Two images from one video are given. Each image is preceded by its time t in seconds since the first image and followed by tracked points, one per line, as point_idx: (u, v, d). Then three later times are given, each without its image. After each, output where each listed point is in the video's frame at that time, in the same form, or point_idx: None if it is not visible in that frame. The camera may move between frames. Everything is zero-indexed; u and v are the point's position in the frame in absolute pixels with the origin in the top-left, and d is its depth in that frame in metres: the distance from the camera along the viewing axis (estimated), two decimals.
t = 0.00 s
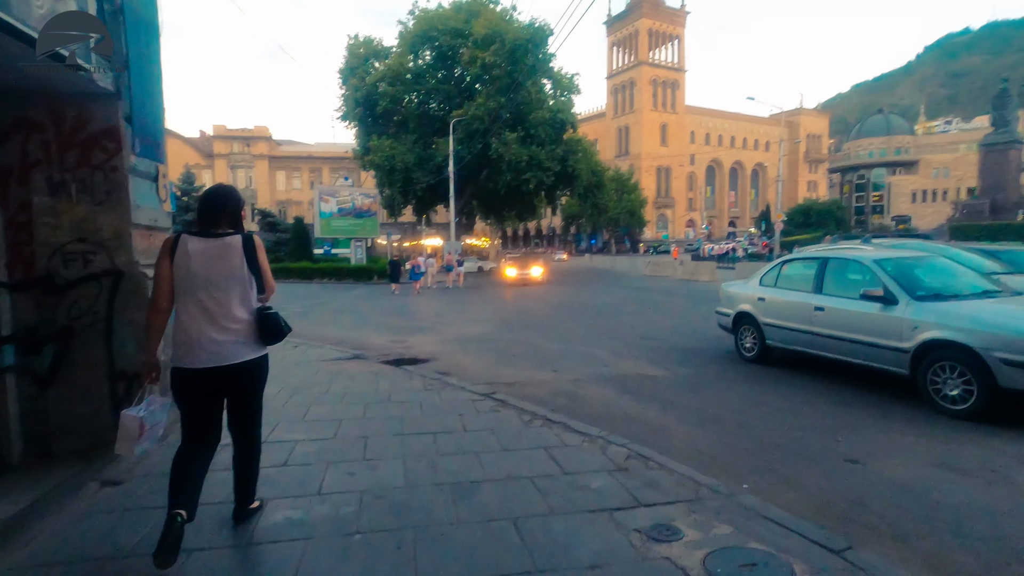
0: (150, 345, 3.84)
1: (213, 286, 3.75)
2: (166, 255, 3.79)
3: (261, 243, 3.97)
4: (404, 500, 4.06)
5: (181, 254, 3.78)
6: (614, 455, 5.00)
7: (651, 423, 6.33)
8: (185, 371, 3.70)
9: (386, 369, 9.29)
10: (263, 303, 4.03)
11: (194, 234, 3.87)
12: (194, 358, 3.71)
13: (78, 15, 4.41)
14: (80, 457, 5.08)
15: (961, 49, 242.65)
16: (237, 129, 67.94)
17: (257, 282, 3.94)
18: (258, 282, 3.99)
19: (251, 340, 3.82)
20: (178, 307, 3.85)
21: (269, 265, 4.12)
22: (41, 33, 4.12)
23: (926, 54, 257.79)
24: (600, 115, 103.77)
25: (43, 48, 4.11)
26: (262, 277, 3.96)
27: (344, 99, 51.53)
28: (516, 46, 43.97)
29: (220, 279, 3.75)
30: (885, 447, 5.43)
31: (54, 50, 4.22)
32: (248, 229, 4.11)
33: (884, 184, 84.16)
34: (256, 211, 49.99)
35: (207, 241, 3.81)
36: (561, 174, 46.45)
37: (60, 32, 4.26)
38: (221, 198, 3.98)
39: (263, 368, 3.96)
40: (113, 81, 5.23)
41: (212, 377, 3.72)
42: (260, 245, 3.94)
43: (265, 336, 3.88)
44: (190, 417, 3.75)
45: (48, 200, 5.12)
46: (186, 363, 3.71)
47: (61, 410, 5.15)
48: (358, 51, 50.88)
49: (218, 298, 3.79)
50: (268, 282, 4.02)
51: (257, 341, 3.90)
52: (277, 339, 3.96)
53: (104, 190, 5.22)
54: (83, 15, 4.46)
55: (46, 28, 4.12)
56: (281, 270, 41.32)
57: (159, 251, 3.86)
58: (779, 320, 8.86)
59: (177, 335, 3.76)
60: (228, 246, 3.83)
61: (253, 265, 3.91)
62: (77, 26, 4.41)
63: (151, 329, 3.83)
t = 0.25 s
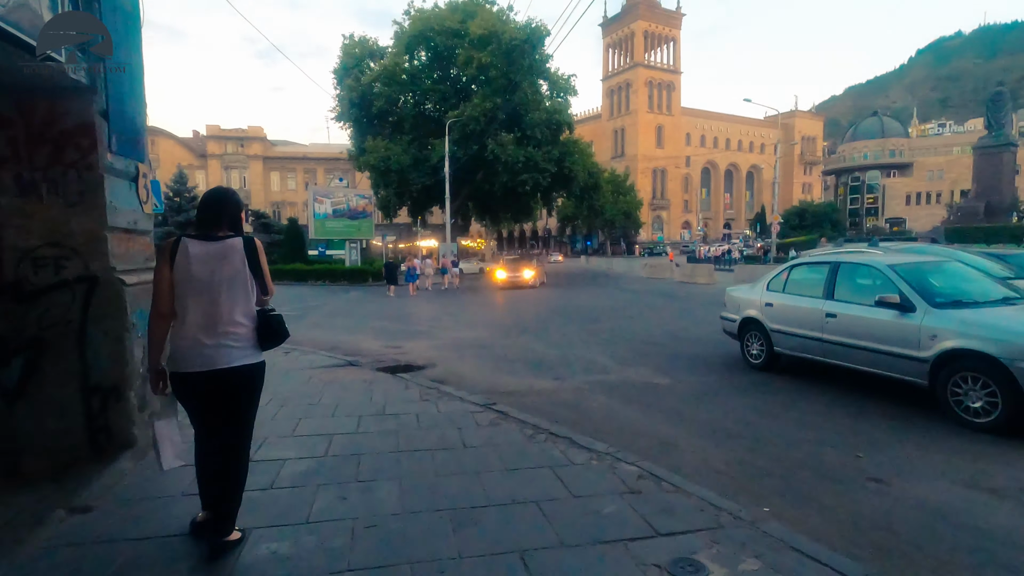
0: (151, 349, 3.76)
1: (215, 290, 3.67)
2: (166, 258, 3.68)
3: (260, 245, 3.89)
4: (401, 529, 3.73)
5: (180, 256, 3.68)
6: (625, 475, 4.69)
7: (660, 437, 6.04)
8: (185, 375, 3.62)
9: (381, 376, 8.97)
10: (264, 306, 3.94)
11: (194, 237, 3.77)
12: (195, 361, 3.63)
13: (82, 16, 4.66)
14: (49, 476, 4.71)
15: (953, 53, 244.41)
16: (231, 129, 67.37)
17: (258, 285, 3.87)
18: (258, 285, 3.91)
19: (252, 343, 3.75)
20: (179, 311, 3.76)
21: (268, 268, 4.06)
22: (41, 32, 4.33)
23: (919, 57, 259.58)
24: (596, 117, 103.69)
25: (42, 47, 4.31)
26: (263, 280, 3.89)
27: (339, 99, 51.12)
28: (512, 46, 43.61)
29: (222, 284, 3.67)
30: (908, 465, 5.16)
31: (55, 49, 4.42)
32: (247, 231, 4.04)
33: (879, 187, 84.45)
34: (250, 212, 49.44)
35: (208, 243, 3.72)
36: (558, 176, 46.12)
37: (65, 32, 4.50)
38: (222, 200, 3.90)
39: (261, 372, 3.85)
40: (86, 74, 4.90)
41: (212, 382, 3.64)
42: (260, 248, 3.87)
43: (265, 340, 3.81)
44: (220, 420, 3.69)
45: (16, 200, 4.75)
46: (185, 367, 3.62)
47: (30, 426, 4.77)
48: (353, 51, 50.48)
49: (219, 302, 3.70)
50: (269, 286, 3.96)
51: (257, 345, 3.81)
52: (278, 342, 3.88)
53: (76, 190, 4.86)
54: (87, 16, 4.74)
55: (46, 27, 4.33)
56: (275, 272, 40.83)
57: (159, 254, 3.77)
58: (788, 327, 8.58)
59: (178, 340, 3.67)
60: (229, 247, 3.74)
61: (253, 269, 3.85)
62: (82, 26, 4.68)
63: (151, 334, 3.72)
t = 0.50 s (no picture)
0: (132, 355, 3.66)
1: (193, 296, 3.57)
2: (144, 264, 3.59)
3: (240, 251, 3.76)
4: (386, 552, 3.40)
5: (159, 263, 3.60)
6: (630, 489, 4.35)
7: (665, 444, 5.71)
8: (164, 384, 3.57)
9: (372, 381, 8.61)
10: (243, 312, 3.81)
11: (172, 242, 3.67)
12: (172, 369, 3.54)
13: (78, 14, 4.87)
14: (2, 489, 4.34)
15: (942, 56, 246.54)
16: (222, 129, 66.71)
17: (235, 291, 3.74)
18: (237, 291, 3.78)
19: (230, 351, 3.65)
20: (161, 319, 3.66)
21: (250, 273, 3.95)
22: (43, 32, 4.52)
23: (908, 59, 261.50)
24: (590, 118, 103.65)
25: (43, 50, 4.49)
26: (241, 285, 3.76)
27: (331, 99, 50.65)
28: (506, 46, 43.29)
29: (199, 290, 3.58)
30: (929, 475, 4.86)
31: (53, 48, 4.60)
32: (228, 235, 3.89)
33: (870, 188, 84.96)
34: (241, 213, 48.75)
35: (185, 249, 3.61)
36: (552, 176, 45.80)
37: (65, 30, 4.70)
38: (201, 204, 3.77)
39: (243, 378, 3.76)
40: (46, 56, 4.53)
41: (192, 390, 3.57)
42: (239, 252, 3.74)
43: (245, 347, 3.69)
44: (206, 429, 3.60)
45: None
46: (164, 377, 3.57)
47: None
48: (345, 50, 50.05)
49: (197, 309, 3.60)
50: (249, 290, 3.83)
51: (236, 352, 3.71)
52: (258, 350, 3.75)
53: (34, 181, 4.50)
54: (88, 16, 4.97)
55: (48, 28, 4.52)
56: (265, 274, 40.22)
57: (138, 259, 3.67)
58: (793, 327, 8.29)
59: (158, 348, 3.59)
60: (205, 253, 3.61)
61: (231, 274, 3.72)
62: (81, 27, 4.90)
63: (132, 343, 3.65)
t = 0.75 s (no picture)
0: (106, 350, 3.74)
1: (166, 290, 3.66)
2: (109, 261, 3.66)
3: (208, 241, 3.82)
4: None
5: (126, 259, 3.65)
6: (636, 508, 4.01)
7: (671, 455, 5.37)
8: (145, 376, 3.67)
9: (360, 386, 8.20)
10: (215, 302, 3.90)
11: (137, 236, 3.74)
12: (152, 362, 3.66)
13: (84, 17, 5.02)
14: None
15: (932, 58, 248.48)
16: (212, 128, 65.89)
17: (205, 284, 3.81)
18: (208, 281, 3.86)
19: (203, 342, 3.75)
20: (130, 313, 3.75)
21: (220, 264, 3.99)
22: (41, 31, 4.67)
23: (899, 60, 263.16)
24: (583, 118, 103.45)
25: (45, 48, 4.67)
26: (211, 276, 3.82)
27: (322, 97, 50.07)
28: (499, 44, 42.91)
29: (170, 284, 3.65)
30: (954, 488, 4.54)
31: (54, 47, 4.78)
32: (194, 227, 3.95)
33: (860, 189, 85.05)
34: (231, 212, 47.85)
35: (152, 244, 3.68)
36: (546, 176, 45.41)
37: (66, 31, 4.87)
38: (164, 197, 3.82)
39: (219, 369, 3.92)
40: None
41: (166, 382, 3.67)
42: (208, 244, 3.80)
43: (216, 337, 3.81)
44: (172, 425, 3.77)
45: None
46: (145, 369, 3.66)
47: None
48: (337, 48, 49.48)
49: (170, 303, 3.68)
50: (220, 282, 3.90)
51: (210, 343, 3.83)
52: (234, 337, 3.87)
53: None
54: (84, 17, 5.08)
55: (51, 26, 4.71)
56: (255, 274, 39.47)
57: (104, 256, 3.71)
58: (798, 329, 7.99)
59: (131, 342, 3.69)
60: (172, 245, 3.67)
61: (200, 266, 3.78)
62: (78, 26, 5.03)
63: (104, 338, 3.74)
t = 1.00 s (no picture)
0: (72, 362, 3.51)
1: (142, 301, 3.44)
2: (81, 269, 3.41)
3: (189, 251, 3.63)
4: None
5: (101, 267, 3.42)
6: (646, 538, 3.73)
7: (679, 474, 5.04)
8: (114, 391, 3.42)
9: (350, 395, 7.85)
10: (193, 315, 3.70)
11: (113, 243, 3.49)
12: (121, 376, 3.41)
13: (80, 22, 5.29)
14: None
15: (924, 60, 249.93)
16: (205, 128, 65.26)
17: (185, 293, 3.62)
18: (186, 293, 3.65)
19: (182, 353, 3.56)
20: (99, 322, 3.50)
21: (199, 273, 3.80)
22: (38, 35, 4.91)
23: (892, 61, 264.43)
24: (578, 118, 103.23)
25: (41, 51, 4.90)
26: (191, 286, 3.64)
27: (316, 96, 49.59)
28: (495, 43, 42.57)
29: (148, 293, 3.44)
30: (988, 514, 4.23)
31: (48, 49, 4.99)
32: (174, 237, 3.74)
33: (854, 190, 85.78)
34: (223, 212, 47.36)
35: (129, 251, 3.45)
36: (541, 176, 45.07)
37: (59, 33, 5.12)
38: (142, 202, 3.59)
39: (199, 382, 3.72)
40: None
41: (140, 396, 3.43)
42: (188, 253, 3.62)
43: (197, 348, 3.63)
44: (132, 444, 3.44)
45: None
46: (114, 384, 3.40)
47: None
48: (330, 47, 49.04)
49: (146, 313, 3.47)
50: (199, 291, 3.71)
51: (191, 354, 3.65)
52: (212, 349, 3.71)
53: None
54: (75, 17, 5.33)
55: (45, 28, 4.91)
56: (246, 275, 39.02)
57: (74, 264, 3.45)
58: (806, 336, 7.72)
59: (100, 354, 3.43)
60: (151, 255, 3.46)
61: (180, 276, 3.58)
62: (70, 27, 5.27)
63: (69, 348, 3.47)
